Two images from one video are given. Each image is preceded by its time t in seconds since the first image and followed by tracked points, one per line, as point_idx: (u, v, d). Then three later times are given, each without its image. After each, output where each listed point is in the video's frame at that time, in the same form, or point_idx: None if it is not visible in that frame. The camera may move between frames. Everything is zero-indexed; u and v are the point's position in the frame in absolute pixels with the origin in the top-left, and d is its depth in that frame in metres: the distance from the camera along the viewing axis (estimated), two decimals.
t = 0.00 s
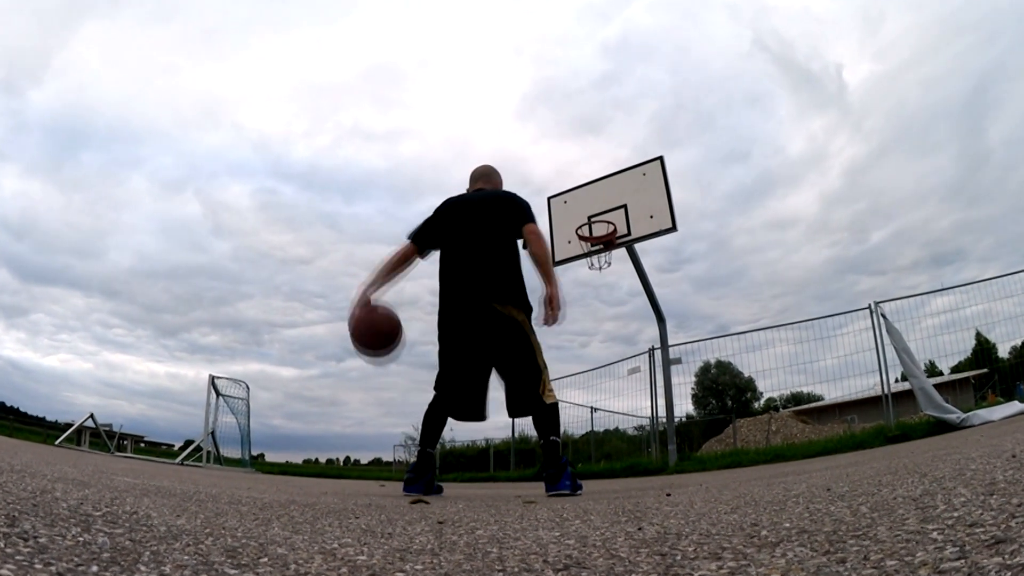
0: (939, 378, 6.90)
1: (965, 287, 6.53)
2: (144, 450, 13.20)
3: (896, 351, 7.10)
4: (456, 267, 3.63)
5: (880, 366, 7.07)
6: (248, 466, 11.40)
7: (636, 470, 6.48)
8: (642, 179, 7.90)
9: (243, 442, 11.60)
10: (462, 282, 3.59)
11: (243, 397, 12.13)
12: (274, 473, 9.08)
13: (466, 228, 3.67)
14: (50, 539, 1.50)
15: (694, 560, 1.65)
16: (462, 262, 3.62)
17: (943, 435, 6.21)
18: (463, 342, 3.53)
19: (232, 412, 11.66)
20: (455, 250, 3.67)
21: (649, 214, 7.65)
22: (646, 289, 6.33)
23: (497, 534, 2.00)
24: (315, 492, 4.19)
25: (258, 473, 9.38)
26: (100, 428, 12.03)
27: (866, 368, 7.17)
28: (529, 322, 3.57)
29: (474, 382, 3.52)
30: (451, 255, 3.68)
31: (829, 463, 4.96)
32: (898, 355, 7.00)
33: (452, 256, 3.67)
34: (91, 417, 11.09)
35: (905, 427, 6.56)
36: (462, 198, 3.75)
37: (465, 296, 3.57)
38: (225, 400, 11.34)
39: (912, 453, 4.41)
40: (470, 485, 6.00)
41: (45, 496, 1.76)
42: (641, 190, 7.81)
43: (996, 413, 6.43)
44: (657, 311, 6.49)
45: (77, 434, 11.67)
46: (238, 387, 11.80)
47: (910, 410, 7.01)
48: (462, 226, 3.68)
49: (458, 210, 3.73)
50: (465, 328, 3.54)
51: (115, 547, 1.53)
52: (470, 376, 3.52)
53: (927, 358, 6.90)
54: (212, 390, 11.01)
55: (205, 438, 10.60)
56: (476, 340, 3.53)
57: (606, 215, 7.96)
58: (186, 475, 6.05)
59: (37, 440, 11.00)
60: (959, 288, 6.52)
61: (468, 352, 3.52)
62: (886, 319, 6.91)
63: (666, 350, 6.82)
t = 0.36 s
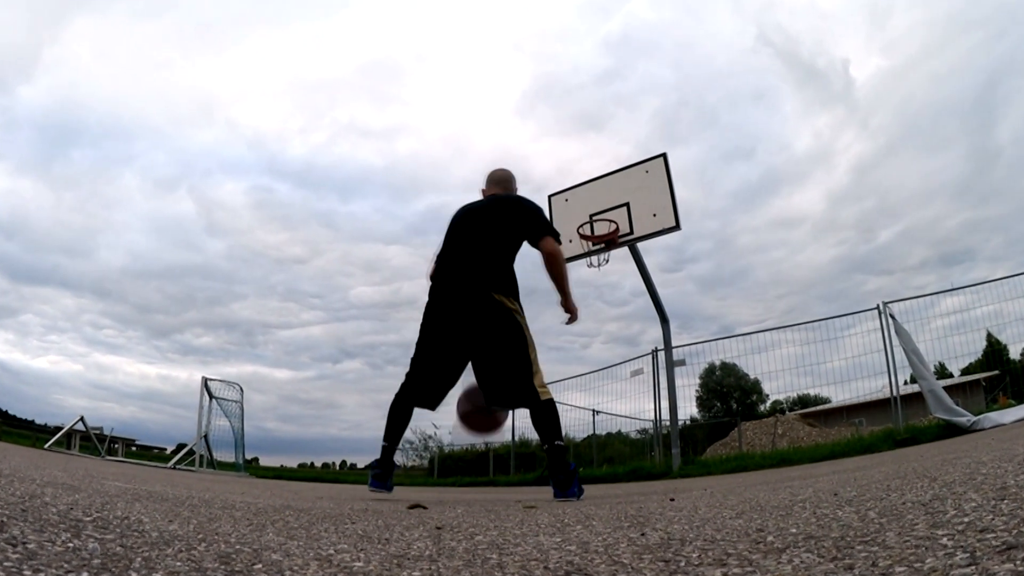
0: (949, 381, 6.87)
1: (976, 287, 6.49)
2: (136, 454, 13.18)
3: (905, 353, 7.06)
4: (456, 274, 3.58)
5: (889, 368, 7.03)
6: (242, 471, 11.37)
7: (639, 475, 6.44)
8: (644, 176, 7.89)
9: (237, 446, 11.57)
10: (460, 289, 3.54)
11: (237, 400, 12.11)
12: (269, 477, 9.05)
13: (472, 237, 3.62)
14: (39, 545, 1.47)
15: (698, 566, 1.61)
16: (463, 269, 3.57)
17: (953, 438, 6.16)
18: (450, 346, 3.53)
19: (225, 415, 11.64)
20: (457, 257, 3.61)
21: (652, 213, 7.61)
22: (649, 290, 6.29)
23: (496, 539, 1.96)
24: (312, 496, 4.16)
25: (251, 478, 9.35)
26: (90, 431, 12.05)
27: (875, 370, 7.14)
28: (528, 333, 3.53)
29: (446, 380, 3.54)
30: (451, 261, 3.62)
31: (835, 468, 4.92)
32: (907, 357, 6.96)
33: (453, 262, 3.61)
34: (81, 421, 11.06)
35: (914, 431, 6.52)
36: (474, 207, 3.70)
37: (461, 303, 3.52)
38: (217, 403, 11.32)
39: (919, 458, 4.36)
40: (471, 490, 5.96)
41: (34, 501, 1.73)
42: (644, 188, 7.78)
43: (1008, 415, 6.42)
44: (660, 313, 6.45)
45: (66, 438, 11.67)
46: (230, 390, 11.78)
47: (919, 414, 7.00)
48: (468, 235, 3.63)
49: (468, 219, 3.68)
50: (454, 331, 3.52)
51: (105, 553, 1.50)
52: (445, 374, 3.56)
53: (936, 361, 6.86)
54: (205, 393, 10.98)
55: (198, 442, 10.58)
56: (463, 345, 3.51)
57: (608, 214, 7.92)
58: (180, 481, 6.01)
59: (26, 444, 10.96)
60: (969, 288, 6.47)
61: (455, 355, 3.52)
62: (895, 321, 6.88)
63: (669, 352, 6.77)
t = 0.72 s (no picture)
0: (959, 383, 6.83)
1: (988, 286, 6.11)
2: (126, 458, 13.15)
3: (914, 354, 7.01)
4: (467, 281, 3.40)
5: (898, 370, 7.00)
6: (236, 475, 11.36)
7: (643, 479, 6.39)
8: (648, 174, 7.86)
9: (230, 449, 11.55)
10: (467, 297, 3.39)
11: (230, 401, 12.10)
12: (265, 481, 9.02)
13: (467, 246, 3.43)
14: (27, 551, 1.44)
15: (703, 573, 1.57)
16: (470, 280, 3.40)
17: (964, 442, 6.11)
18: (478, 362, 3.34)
19: (218, 418, 11.62)
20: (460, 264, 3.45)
21: (655, 211, 7.59)
22: (653, 290, 6.25)
23: (496, 546, 1.93)
24: (309, 501, 4.13)
25: (245, 482, 9.31)
26: (80, 435, 12.04)
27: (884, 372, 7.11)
28: (525, 333, 3.58)
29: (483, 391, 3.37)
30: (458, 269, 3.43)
31: (841, 472, 4.88)
32: (917, 359, 6.91)
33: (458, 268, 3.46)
34: (71, 424, 11.03)
35: (923, 433, 6.46)
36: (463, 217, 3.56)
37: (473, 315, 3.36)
38: (210, 405, 11.31)
39: (928, 462, 4.31)
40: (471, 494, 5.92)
41: (23, 508, 1.70)
42: (648, 185, 7.76)
43: (1018, 419, 6.37)
44: (664, 313, 6.41)
45: (56, 442, 11.66)
46: (223, 392, 11.76)
47: (929, 416, 6.98)
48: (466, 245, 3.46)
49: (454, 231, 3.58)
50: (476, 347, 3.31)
51: (95, 559, 1.46)
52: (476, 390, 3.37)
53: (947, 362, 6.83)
54: (197, 395, 10.96)
55: (190, 446, 10.56)
56: (496, 353, 3.26)
57: (610, 212, 7.87)
58: (174, 484, 5.98)
59: (16, 448, 10.93)
60: (983, 287, 6.13)
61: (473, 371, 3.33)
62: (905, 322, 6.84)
63: (673, 354, 6.73)
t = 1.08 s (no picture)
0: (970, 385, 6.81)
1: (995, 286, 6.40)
2: (116, 463, 13.13)
3: (924, 356, 6.97)
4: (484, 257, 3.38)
5: (908, 372, 6.98)
6: (229, 479, 11.34)
7: (647, 484, 6.35)
8: (651, 171, 7.84)
9: (224, 453, 11.53)
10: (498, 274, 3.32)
11: (224, 405, 12.09)
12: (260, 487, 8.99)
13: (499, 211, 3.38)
14: (16, 557, 1.40)
15: None
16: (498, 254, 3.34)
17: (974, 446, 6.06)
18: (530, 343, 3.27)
19: (211, 422, 11.60)
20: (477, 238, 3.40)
21: (659, 209, 7.60)
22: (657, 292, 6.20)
23: (495, 552, 1.89)
24: (306, 506, 4.09)
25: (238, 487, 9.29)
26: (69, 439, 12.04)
27: (893, 375, 7.08)
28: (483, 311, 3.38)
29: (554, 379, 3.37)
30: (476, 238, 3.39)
31: (849, 476, 4.84)
32: (927, 361, 6.87)
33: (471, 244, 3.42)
34: (60, 429, 11.00)
35: (933, 437, 6.42)
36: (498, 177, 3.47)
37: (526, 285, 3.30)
38: (203, 408, 11.30)
39: (938, 466, 4.28)
40: (471, 499, 5.88)
41: (10, 515, 1.67)
42: (651, 182, 7.74)
43: None
44: (668, 315, 6.37)
45: (46, 446, 11.61)
46: (216, 395, 11.75)
47: (939, 420, 6.96)
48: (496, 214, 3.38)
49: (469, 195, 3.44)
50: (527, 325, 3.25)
51: (85, 566, 1.44)
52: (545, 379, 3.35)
53: (957, 365, 6.79)
54: (189, 398, 10.94)
55: (182, 450, 10.53)
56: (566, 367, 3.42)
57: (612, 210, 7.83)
58: (169, 489, 5.95)
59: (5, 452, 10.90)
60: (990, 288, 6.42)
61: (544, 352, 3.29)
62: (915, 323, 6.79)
63: (677, 356, 6.69)
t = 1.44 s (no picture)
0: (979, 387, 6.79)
1: (1007, 287, 6.81)
2: (108, 467, 13.08)
3: (933, 357, 6.96)
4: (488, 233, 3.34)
5: (917, 374, 6.96)
6: (222, 483, 11.29)
7: (649, 488, 6.31)
8: (654, 168, 7.79)
9: (217, 457, 11.50)
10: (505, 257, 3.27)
11: (217, 408, 12.05)
12: (255, 491, 8.97)
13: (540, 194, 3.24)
14: (4, 564, 1.37)
15: None
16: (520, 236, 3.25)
17: (984, 449, 6.00)
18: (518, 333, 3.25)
19: (204, 425, 11.57)
20: (503, 216, 3.32)
21: (662, 207, 7.58)
22: (660, 293, 6.17)
23: (495, 557, 1.86)
24: (304, 511, 4.05)
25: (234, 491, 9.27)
26: (61, 442, 12.02)
27: (902, 377, 7.05)
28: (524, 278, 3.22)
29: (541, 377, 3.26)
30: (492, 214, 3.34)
31: (856, 481, 4.80)
32: (936, 362, 6.87)
33: (493, 219, 3.38)
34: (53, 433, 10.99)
35: (941, 441, 6.37)
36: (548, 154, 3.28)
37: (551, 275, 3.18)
38: (196, 411, 11.27)
39: (947, 471, 4.24)
40: (472, 503, 5.82)
41: None
42: (654, 180, 7.71)
43: None
44: (672, 316, 6.34)
45: (39, 449, 11.59)
46: (210, 397, 11.73)
47: (948, 422, 6.93)
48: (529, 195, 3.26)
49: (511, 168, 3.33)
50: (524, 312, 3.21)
51: (76, 571, 1.42)
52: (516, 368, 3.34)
53: (966, 366, 6.78)
54: (183, 401, 10.92)
55: (175, 453, 10.51)
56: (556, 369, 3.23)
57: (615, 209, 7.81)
58: (164, 494, 5.90)
59: None
60: (1001, 288, 6.80)
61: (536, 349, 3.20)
62: (923, 324, 6.78)
63: (681, 357, 6.65)
